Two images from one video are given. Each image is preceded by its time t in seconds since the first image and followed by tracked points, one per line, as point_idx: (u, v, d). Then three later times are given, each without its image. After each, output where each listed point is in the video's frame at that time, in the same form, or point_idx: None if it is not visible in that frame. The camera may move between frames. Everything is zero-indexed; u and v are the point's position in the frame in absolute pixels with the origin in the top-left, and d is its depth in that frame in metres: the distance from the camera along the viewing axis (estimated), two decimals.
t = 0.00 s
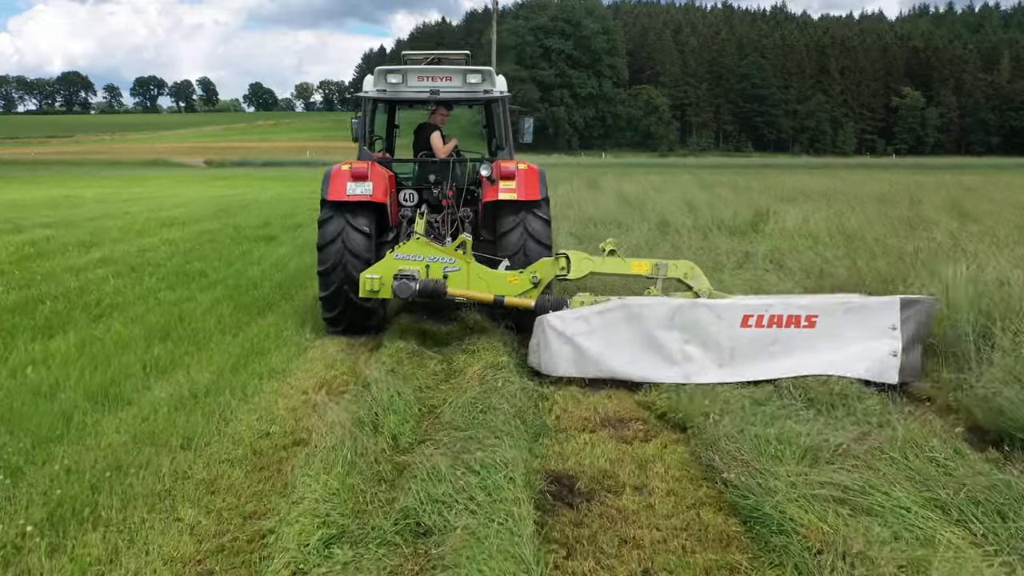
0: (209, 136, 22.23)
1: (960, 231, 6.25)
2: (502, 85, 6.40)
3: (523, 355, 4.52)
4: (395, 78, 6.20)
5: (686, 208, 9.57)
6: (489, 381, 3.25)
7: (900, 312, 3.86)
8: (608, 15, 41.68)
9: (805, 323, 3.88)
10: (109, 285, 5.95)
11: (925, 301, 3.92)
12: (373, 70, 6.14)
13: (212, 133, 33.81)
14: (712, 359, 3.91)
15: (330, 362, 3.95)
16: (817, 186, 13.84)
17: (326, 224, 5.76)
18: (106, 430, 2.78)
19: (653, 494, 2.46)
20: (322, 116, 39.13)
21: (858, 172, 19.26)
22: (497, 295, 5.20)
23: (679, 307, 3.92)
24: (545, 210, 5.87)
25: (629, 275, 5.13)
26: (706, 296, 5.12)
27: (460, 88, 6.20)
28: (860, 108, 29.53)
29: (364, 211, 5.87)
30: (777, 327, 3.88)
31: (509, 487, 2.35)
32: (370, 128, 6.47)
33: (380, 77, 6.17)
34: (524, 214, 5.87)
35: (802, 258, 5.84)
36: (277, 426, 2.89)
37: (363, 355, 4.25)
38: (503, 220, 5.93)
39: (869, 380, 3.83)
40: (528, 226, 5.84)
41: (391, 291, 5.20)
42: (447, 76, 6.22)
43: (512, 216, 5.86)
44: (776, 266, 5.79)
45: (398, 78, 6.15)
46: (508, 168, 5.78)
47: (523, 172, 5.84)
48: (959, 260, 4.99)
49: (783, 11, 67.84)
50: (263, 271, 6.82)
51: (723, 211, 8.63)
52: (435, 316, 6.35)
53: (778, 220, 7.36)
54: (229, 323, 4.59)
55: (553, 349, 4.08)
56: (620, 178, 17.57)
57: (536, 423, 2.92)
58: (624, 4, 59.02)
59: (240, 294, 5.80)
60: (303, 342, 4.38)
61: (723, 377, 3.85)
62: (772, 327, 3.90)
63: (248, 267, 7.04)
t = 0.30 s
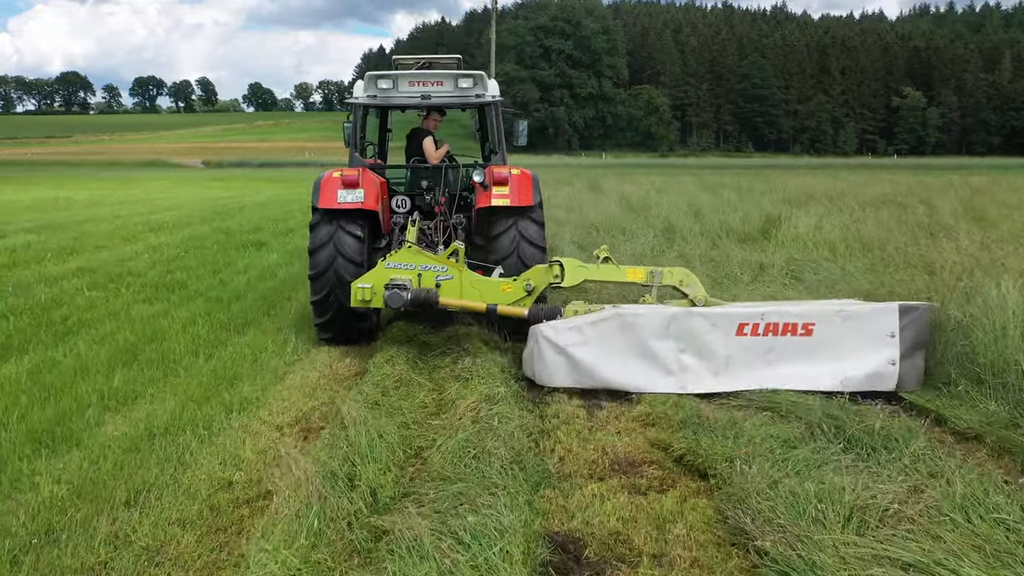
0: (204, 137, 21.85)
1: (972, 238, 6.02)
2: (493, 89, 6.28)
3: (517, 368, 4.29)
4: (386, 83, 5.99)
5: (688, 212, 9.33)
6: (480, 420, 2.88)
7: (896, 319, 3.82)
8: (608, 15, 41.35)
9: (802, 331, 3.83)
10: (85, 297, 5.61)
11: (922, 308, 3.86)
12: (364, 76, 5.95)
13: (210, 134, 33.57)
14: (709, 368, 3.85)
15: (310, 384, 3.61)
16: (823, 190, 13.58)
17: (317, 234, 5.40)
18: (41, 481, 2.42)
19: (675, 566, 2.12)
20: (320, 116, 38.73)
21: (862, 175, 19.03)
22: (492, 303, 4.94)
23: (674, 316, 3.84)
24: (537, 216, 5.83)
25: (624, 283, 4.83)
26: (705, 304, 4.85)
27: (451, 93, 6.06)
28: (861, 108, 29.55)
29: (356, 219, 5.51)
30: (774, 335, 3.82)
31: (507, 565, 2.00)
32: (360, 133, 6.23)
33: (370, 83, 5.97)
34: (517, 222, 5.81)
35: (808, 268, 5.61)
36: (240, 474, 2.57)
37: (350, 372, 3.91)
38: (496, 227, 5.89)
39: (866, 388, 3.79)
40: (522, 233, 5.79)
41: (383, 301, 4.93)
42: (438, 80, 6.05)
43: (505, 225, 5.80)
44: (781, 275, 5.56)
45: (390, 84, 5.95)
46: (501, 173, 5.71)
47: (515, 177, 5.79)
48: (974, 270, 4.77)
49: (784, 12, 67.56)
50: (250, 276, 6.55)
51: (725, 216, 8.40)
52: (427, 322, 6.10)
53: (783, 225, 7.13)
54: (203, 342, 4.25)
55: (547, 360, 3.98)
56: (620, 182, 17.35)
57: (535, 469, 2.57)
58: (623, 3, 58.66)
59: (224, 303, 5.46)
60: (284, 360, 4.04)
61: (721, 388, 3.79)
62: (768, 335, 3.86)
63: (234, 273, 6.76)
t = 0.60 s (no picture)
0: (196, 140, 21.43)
1: (990, 246, 5.76)
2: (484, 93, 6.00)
3: (513, 384, 4.00)
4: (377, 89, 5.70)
5: (692, 217, 9.07)
6: (469, 474, 2.51)
7: (895, 324, 3.59)
8: (608, 15, 40.97)
9: (799, 339, 3.58)
10: (52, 311, 5.24)
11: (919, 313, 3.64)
12: (352, 81, 5.66)
13: (209, 134, 33.37)
14: (702, 377, 3.62)
15: (287, 416, 3.22)
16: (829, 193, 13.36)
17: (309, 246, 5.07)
18: None
19: None
20: (319, 117, 38.31)
21: (865, 177, 18.88)
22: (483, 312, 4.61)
23: (666, 325, 3.61)
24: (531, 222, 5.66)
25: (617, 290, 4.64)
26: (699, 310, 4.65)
27: (443, 98, 5.77)
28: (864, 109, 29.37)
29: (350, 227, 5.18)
30: (769, 344, 3.59)
31: None
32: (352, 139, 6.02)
33: (359, 88, 5.67)
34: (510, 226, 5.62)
35: (819, 279, 5.34)
36: (192, 539, 2.22)
37: (335, 398, 3.52)
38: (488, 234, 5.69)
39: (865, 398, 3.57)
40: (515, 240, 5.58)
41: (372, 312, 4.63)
42: (429, 85, 5.77)
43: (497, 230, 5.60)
44: (790, 286, 5.29)
45: (380, 90, 5.65)
46: (493, 179, 5.52)
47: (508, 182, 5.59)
48: (1003, 281, 4.46)
49: (784, 12, 67.50)
50: (234, 286, 6.23)
51: (730, 221, 8.13)
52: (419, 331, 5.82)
53: (791, 232, 6.87)
54: (173, 366, 3.87)
55: (538, 371, 3.76)
56: (621, 185, 17.13)
57: (535, 532, 2.22)
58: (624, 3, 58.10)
59: (204, 316, 5.10)
60: (261, 385, 3.67)
61: (717, 399, 3.56)
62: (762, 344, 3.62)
63: (218, 281, 6.45)
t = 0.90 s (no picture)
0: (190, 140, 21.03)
1: (1017, 256, 5.46)
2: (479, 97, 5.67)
3: (511, 408, 3.66)
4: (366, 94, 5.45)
5: (698, 221, 8.77)
6: (457, 545, 2.14)
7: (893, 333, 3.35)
8: (608, 14, 40.60)
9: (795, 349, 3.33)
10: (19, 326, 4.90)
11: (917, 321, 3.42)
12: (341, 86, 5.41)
13: (208, 134, 33.24)
14: (694, 389, 3.35)
15: (256, 457, 2.87)
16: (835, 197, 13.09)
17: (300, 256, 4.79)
18: None
19: None
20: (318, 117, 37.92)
21: (870, 179, 18.66)
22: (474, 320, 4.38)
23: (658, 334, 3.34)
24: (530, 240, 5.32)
25: (611, 297, 4.43)
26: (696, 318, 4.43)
27: (435, 103, 5.46)
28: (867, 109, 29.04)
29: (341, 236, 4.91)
30: (764, 353, 3.34)
31: None
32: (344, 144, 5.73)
33: (349, 94, 5.42)
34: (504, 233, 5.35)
35: (843, 293, 5.02)
36: None
37: (314, 433, 3.17)
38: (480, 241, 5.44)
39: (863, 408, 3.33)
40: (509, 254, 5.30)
41: (360, 323, 4.37)
42: (421, 90, 5.46)
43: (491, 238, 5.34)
44: (810, 299, 4.96)
45: (370, 95, 5.40)
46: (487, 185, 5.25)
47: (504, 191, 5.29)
48: None
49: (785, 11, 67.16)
50: (214, 297, 5.87)
51: (739, 228, 7.82)
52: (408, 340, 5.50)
53: (806, 238, 6.55)
54: (136, 393, 3.51)
55: (528, 380, 3.48)
56: (622, 187, 16.88)
57: None
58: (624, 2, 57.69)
59: (179, 334, 4.75)
60: (232, 418, 3.32)
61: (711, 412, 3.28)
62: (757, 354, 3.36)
63: (198, 293, 6.09)
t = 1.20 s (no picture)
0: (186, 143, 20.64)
1: None
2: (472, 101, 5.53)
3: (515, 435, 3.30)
4: (359, 98, 5.34)
5: (704, 227, 8.47)
6: None
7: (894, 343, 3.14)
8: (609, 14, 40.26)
9: (794, 360, 3.12)
10: None
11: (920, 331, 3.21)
12: (334, 90, 5.31)
13: (207, 134, 32.93)
14: (692, 401, 3.14)
15: (217, 511, 2.53)
16: (842, 201, 12.78)
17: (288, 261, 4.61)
18: None
19: None
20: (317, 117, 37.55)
21: (876, 181, 18.38)
22: (465, 329, 4.20)
23: (654, 344, 3.14)
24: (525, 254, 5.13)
25: (605, 305, 4.21)
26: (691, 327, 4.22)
27: (428, 108, 5.37)
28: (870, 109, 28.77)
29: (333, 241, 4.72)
30: (762, 364, 3.13)
31: None
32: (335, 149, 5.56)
33: (341, 98, 5.33)
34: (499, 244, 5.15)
35: (866, 309, 4.70)
36: None
37: (286, 479, 2.81)
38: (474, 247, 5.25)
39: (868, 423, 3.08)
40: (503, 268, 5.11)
41: (350, 333, 4.23)
42: (415, 94, 5.38)
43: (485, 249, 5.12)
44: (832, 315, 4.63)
45: (363, 99, 5.32)
46: (481, 192, 5.06)
47: (497, 198, 5.17)
48: None
49: (786, 12, 66.95)
50: (191, 311, 5.50)
51: (748, 235, 7.52)
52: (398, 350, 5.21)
53: (821, 246, 6.25)
54: (88, 430, 3.14)
55: (519, 394, 3.29)
56: (625, 189, 16.52)
57: None
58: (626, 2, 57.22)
59: (148, 355, 4.37)
60: (195, 459, 2.96)
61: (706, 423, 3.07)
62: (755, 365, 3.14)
63: (175, 306, 5.71)
